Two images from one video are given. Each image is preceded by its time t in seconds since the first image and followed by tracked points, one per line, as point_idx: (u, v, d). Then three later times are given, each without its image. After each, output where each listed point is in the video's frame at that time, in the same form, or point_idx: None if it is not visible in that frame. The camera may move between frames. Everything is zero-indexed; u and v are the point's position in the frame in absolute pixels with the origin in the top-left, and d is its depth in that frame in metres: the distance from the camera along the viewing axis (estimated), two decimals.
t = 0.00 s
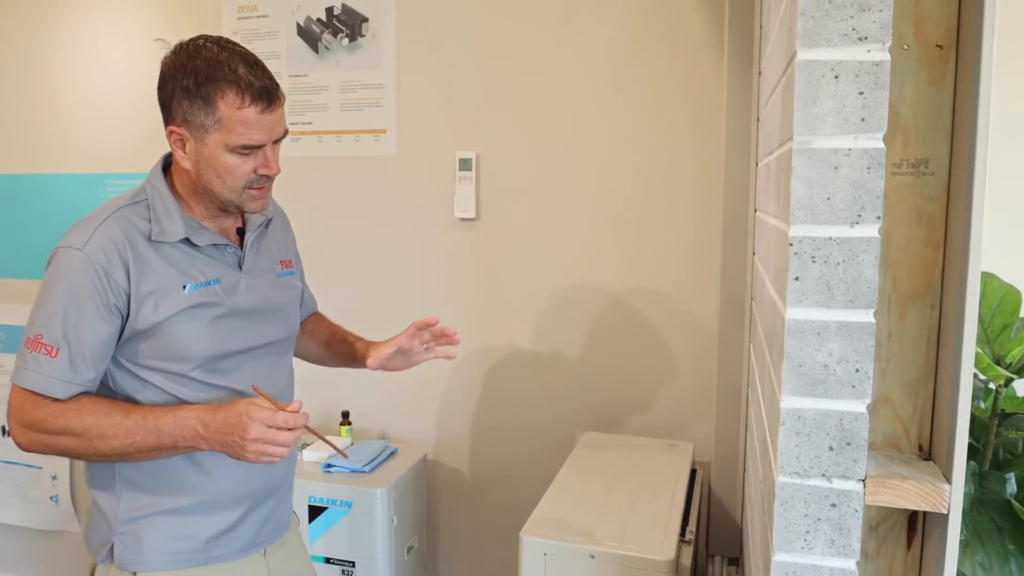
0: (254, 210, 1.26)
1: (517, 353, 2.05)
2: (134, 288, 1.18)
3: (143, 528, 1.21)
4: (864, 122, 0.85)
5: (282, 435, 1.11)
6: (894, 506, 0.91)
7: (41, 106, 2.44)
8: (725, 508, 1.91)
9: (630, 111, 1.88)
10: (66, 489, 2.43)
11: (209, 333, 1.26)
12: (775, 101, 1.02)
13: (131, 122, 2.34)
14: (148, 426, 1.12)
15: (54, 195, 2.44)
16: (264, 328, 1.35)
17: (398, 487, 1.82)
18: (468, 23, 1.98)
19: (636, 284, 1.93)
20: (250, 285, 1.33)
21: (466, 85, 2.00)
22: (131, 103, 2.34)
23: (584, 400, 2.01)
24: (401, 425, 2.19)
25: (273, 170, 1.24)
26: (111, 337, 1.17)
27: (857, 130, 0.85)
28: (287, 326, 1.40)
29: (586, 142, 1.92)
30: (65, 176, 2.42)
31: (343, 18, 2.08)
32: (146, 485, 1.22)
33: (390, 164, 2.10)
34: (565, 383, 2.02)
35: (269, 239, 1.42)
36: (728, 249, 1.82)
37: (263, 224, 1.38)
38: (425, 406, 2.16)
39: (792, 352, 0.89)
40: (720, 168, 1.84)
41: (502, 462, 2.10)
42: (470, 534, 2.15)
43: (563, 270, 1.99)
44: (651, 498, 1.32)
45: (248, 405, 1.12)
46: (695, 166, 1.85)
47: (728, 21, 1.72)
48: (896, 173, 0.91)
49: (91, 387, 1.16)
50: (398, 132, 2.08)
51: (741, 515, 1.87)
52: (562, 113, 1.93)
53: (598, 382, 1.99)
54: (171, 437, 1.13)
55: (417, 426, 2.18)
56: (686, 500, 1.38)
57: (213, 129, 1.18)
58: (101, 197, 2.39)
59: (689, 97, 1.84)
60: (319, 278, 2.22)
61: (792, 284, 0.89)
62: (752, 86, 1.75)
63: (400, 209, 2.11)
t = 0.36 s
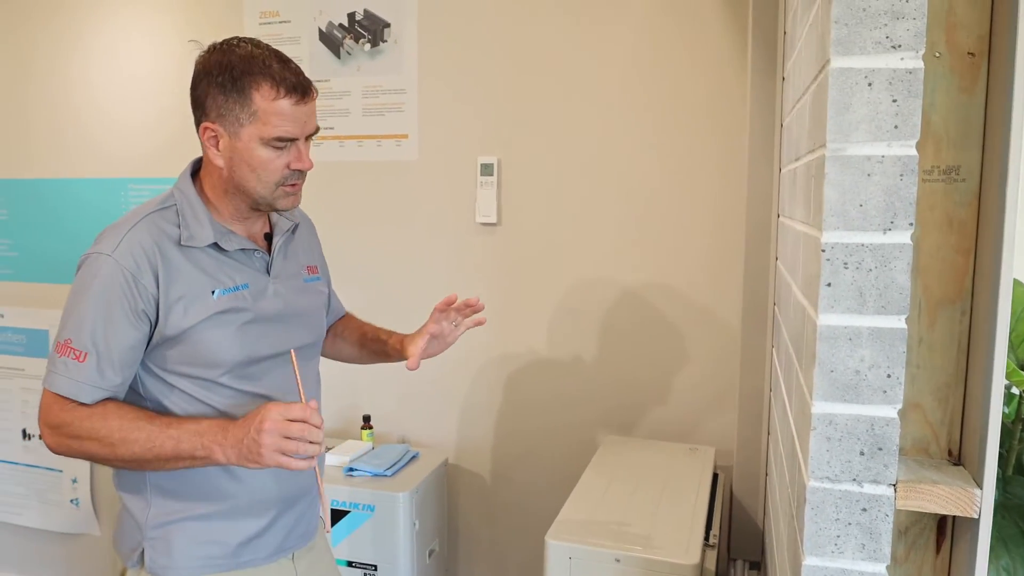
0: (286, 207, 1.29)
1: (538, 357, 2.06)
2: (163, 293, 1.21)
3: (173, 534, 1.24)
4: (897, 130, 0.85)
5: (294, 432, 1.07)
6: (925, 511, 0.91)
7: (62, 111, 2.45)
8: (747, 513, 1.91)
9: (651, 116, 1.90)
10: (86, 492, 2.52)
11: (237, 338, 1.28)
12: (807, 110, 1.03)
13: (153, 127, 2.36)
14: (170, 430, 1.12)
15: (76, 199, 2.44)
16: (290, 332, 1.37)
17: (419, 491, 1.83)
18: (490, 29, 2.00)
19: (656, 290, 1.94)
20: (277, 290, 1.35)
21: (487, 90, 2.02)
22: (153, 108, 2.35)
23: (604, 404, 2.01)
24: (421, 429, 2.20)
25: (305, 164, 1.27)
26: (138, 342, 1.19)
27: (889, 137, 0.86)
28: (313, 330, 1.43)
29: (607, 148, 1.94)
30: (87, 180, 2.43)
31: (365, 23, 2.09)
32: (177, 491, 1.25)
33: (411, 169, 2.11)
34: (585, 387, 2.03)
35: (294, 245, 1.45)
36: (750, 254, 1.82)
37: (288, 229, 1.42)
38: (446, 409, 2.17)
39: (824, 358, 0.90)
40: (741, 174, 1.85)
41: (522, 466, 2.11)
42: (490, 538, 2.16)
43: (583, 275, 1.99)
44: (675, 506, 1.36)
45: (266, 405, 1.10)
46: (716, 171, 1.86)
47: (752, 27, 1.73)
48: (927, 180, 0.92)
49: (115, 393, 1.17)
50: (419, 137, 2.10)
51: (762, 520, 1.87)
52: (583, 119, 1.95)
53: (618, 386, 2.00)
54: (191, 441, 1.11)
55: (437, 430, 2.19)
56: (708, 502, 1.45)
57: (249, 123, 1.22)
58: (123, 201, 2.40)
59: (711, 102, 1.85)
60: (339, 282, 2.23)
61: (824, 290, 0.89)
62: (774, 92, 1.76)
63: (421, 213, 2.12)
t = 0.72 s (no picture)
0: (312, 213, 1.33)
1: (549, 359, 2.08)
2: (182, 290, 1.23)
3: (189, 536, 1.26)
4: (908, 134, 0.87)
5: (297, 440, 1.07)
6: (934, 508, 0.93)
7: (77, 115, 2.47)
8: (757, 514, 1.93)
9: (662, 120, 1.92)
10: (99, 493, 2.54)
11: (254, 338, 1.30)
12: (820, 116, 1.05)
13: (168, 130, 2.38)
14: (175, 428, 1.12)
15: (91, 201, 2.47)
16: (305, 335, 1.39)
17: (432, 491, 1.85)
18: (503, 35, 2.02)
19: (666, 292, 1.96)
20: (293, 293, 1.37)
21: (499, 94, 2.04)
22: (168, 112, 2.37)
23: (615, 405, 2.03)
24: (433, 430, 2.23)
25: (337, 171, 1.33)
26: (153, 336, 1.20)
27: (900, 142, 0.88)
28: (328, 334, 1.45)
29: (617, 151, 1.96)
30: (102, 183, 2.45)
31: (378, 28, 2.11)
32: (191, 491, 1.27)
33: (423, 172, 2.14)
34: (595, 388, 2.05)
35: (312, 250, 1.48)
36: (761, 257, 1.84)
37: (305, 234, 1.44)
38: (457, 411, 2.19)
39: (836, 358, 0.92)
40: (751, 177, 1.87)
41: (533, 467, 2.13)
42: (501, 539, 2.18)
43: (594, 277, 2.01)
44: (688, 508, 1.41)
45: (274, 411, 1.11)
46: (726, 174, 1.88)
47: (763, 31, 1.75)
48: (937, 184, 0.93)
49: (123, 385, 1.18)
50: (431, 141, 2.12)
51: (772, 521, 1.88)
52: (594, 122, 1.97)
53: (628, 388, 2.02)
54: (191, 440, 1.11)
55: (449, 431, 2.21)
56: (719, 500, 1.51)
57: (288, 129, 1.27)
58: (137, 204, 2.42)
59: (722, 106, 1.87)
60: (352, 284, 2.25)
61: (836, 292, 0.91)
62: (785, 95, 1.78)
63: (434, 216, 2.15)
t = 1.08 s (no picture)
0: (340, 220, 1.36)
1: (557, 359, 2.10)
2: (205, 287, 1.26)
3: (210, 526, 1.28)
4: (915, 135, 0.89)
5: (314, 435, 1.08)
6: (940, 502, 0.94)
7: (87, 117, 2.49)
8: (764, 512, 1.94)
9: (669, 122, 1.93)
10: (108, 493, 2.56)
11: (276, 334, 1.32)
12: (828, 118, 1.06)
13: (178, 133, 2.40)
14: (197, 420, 1.15)
15: (101, 203, 2.49)
16: (327, 333, 1.41)
17: (441, 490, 1.87)
18: (511, 38, 2.04)
19: (673, 292, 1.98)
20: (316, 291, 1.39)
21: (508, 97, 2.06)
22: (178, 114, 2.39)
23: (622, 404, 2.05)
24: (442, 430, 2.25)
25: (367, 184, 1.35)
26: (177, 331, 1.24)
27: (907, 143, 0.89)
28: (352, 333, 1.46)
29: (624, 153, 1.98)
30: (112, 185, 2.47)
31: (387, 31, 2.13)
32: (215, 483, 1.29)
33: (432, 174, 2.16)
34: (603, 388, 2.06)
35: (339, 250, 1.49)
36: (768, 257, 1.85)
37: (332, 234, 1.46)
38: (466, 410, 2.21)
39: (844, 355, 0.93)
40: (757, 178, 1.88)
41: (541, 466, 2.14)
42: (509, 537, 2.20)
43: (601, 278, 2.03)
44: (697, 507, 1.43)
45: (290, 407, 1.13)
46: (733, 175, 1.90)
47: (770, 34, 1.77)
48: (943, 184, 0.95)
49: (149, 378, 1.22)
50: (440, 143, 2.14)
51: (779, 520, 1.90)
52: (601, 125, 1.99)
53: (635, 388, 2.04)
54: (212, 432, 1.13)
55: (458, 431, 2.23)
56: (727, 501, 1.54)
57: (325, 141, 1.28)
58: (147, 206, 2.44)
59: (728, 107, 1.89)
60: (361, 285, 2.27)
61: (844, 289, 0.93)
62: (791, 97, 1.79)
63: (443, 217, 2.17)
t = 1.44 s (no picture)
0: (390, 213, 1.40)
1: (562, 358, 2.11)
2: (258, 271, 1.32)
3: (259, 503, 1.34)
4: (916, 133, 0.90)
5: (352, 422, 1.13)
6: (940, 495, 0.96)
7: (93, 118, 2.50)
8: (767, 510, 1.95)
9: (673, 123, 1.95)
10: (113, 492, 2.57)
11: (325, 322, 1.36)
12: (831, 117, 1.08)
13: (184, 133, 2.41)
14: (246, 399, 1.20)
15: (107, 203, 2.50)
16: (376, 326, 1.44)
17: (446, 488, 1.88)
18: (516, 39, 2.05)
19: (676, 292, 1.99)
20: (367, 283, 1.42)
21: (513, 97, 2.07)
22: (184, 115, 2.40)
23: (626, 403, 2.07)
24: (447, 429, 2.26)
25: (419, 177, 1.39)
26: (232, 312, 1.30)
27: (909, 140, 0.90)
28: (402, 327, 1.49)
29: (628, 154, 1.99)
30: (117, 186, 2.49)
31: (392, 32, 2.14)
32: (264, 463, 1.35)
33: (437, 174, 2.17)
34: (607, 387, 2.08)
35: (393, 247, 1.52)
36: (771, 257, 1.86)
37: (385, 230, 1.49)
38: (470, 409, 2.23)
39: (846, 350, 0.94)
40: (761, 179, 1.89)
41: (545, 464, 2.16)
42: (513, 535, 2.21)
43: (605, 278, 2.05)
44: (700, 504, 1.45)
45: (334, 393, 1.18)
46: (736, 176, 1.91)
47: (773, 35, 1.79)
48: (944, 181, 0.96)
49: (203, 355, 1.28)
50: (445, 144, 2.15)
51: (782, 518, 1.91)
52: (606, 125, 2.00)
53: (639, 387, 2.05)
54: (258, 412, 1.19)
55: (462, 429, 2.25)
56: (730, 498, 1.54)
57: (376, 132, 1.34)
58: (153, 206, 2.45)
59: (732, 108, 1.90)
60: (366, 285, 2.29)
61: (846, 285, 0.94)
62: (795, 98, 1.80)
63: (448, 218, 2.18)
